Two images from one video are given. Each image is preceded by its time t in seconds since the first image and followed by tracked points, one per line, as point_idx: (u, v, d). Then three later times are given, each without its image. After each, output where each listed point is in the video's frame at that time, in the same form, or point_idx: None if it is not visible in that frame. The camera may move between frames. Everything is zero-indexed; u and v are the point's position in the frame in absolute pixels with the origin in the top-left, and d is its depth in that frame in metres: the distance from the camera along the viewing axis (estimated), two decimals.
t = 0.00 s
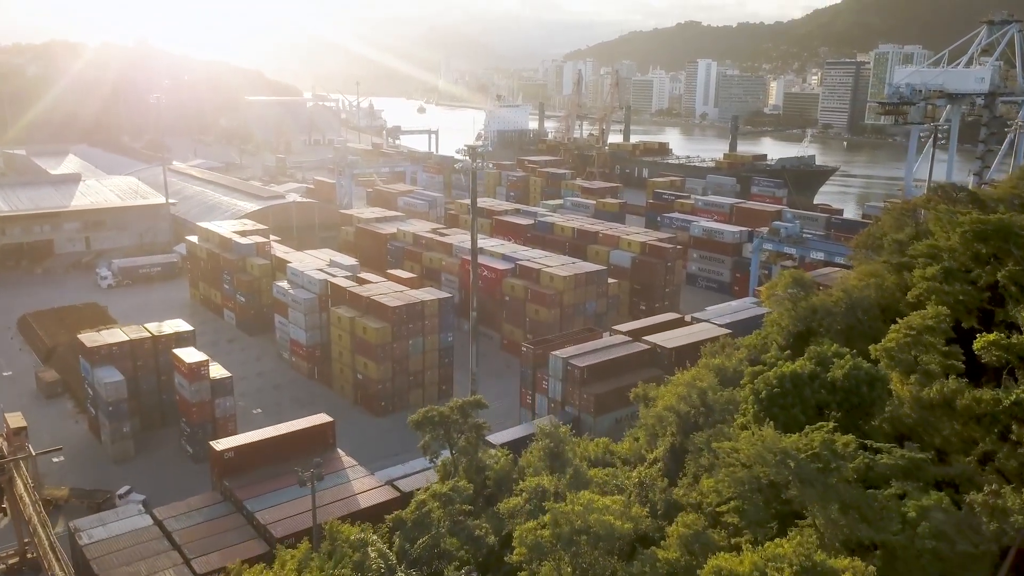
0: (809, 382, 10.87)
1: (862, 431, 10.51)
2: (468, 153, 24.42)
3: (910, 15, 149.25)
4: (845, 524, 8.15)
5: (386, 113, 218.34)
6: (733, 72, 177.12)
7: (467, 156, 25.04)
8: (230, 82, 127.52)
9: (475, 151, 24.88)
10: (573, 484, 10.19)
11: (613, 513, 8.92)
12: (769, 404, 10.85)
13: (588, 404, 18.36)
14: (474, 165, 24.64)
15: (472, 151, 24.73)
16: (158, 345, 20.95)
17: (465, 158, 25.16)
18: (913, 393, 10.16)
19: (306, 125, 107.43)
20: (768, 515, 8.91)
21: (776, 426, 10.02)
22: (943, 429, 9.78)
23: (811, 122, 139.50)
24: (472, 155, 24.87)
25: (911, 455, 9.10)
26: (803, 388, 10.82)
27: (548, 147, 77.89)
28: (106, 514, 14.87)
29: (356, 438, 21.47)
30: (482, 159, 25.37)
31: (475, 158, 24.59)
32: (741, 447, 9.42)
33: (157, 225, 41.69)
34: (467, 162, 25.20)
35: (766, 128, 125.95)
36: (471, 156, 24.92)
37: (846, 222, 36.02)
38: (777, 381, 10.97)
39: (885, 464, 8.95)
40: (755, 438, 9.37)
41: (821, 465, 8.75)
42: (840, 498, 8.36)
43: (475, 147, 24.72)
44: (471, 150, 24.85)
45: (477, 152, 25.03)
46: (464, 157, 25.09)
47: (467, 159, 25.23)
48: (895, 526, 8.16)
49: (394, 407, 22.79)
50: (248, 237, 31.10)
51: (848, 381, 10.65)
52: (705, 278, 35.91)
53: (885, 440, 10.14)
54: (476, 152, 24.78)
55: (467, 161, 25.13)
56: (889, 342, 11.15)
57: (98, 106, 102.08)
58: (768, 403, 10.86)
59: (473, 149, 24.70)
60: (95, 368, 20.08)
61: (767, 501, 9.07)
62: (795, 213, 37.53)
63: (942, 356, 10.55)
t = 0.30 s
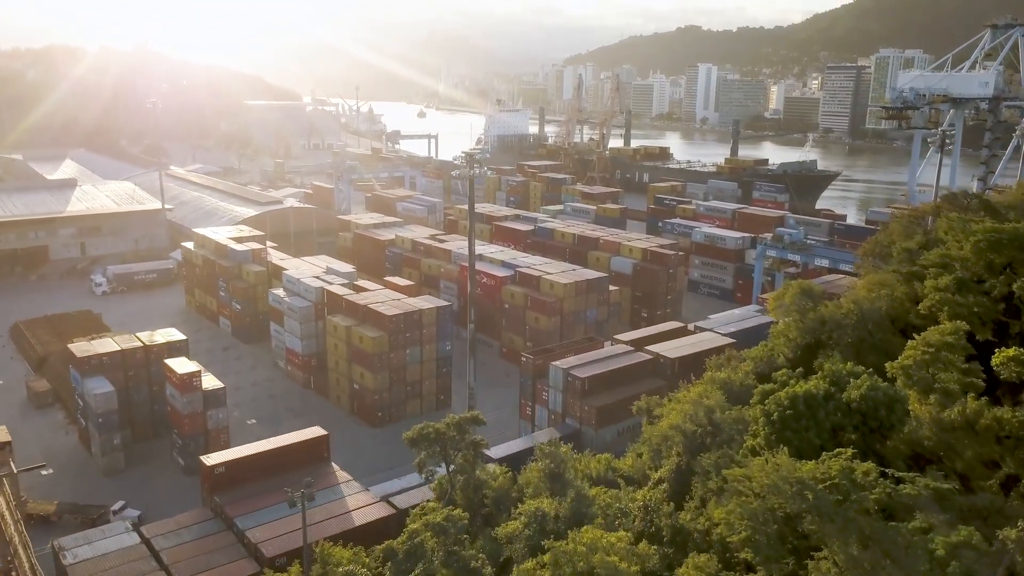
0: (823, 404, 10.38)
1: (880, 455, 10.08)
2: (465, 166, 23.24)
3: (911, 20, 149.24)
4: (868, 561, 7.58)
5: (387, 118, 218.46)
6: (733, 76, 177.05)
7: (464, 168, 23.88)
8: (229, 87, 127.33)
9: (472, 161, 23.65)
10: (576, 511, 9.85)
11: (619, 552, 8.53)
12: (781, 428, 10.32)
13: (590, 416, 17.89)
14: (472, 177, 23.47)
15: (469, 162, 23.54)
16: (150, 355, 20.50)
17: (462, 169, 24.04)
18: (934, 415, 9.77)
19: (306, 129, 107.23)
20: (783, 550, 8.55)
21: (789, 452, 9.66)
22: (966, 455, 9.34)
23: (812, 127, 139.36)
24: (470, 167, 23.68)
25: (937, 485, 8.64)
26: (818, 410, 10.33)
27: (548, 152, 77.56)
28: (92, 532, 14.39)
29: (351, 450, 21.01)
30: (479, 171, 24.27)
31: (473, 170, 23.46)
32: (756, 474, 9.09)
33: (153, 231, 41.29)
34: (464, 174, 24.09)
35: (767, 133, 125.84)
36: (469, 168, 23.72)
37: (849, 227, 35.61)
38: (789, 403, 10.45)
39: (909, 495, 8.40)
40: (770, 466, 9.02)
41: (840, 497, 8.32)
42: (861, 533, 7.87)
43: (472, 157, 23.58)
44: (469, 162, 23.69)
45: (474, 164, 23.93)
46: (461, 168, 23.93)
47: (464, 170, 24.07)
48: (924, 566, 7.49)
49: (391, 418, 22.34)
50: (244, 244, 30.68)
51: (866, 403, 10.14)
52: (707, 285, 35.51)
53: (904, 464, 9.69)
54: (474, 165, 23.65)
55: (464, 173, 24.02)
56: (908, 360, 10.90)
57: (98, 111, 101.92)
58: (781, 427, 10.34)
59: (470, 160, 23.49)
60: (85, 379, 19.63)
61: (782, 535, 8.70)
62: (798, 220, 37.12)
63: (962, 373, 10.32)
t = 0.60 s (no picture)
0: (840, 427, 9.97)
1: (899, 481, 9.67)
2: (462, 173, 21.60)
3: (911, 24, 149.13)
4: None
5: (387, 122, 218.41)
6: (733, 80, 176.99)
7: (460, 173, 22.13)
8: (229, 91, 127.07)
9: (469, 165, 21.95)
10: (577, 536, 9.41)
11: None
12: (795, 452, 9.82)
13: (591, 428, 17.42)
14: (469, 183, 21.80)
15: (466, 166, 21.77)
16: (141, 365, 20.06)
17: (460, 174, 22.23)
18: (956, 439, 9.36)
19: (306, 133, 106.91)
20: None
21: (804, 480, 9.25)
22: (990, 481, 8.95)
23: (813, 131, 139.16)
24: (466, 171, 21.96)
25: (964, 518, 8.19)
26: (834, 434, 10.02)
27: (548, 156, 77.20)
28: (76, 552, 13.94)
29: (346, 462, 20.49)
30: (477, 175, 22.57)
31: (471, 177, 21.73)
32: (771, 506, 8.64)
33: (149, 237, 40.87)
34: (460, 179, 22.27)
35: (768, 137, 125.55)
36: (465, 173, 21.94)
37: (853, 233, 35.24)
38: (804, 426, 10.05)
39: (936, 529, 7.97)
40: (785, 498, 8.58)
41: (862, 532, 7.87)
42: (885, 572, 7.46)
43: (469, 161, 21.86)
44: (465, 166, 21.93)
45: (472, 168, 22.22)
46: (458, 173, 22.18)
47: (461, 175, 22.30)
48: None
49: (388, 429, 21.89)
50: (240, 250, 30.25)
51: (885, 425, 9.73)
52: (709, 291, 35.09)
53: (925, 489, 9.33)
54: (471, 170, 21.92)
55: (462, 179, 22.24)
56: (930, 380, 10.50)
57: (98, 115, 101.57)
58: (794, 451, 9.85)
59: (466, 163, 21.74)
60: (74, 390, 19.18)
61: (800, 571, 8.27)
62: (801, 225, 36.73)
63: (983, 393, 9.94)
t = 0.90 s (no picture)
0: (858, 452, 9.45)
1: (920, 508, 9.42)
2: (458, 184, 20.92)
3: (912, 29, 148.96)
4: None
5: (387, 127, 218.31)
6: (734, 85, 176.85)
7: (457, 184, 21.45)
8: (228, 95, 126.76)
9: (466, 176, 21.29)
10: (579, 563, 9.01)
11: None
12: (810, 479, 9.26)
13: (592, 442, 16.95)
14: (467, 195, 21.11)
15: (463, 177, 21.10)
16: (131, 376, 19.60)
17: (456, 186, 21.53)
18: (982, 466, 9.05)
19: (305, 138, 106.59)
20: None
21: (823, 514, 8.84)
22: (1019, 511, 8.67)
23: (814, 135, 138.92)
24: (463, 182, 21.27)
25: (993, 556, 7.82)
26: (853, 460, 9.37)
27: (548, 161, 76.79)
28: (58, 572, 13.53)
29: (341, 474, 19.98)
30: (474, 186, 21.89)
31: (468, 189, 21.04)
32: (787, 540, 8.22)
33: (145, 242, 40.42)
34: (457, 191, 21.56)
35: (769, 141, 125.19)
36: (462, 184, 21.25)
37: (857, 238, 34.82)
38: (821, 452, 9.45)
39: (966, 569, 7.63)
40: (803, 534, 8.16)
41: None
42: None
43: (466, 171, 21.21)
44: (462, 177, 21.26)
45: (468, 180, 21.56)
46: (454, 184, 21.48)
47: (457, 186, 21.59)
48: None
49: (384, 440, 21.43)
50: (235, 257, 29.81)
51: (907, 449, 9.33)
52: (711, 297, 34.64)
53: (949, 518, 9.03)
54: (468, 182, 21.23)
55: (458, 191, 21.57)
56: (952, 401, 10.10)
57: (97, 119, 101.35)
58: (810, 478, 9.28)
59: (463, 174, 21.08)
60: (62, 402, 18.71)
61: None
62: (804, 231, 36.30)
63: (1007, 416, 9.59)
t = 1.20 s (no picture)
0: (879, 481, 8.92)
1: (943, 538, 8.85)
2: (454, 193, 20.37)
3: (912, 33, 148.75)
4: None
5: (387, 131, 218.03)
6: (734, 89, 176.64)
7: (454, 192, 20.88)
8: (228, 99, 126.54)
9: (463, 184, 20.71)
10: None
11: None
12: (828, 510, 8.85)
13: (593, 456, 16.48)
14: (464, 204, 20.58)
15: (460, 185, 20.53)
16: (121, 387, 19.14)
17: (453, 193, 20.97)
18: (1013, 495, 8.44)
19: (305, 142, 106.28)
20: None
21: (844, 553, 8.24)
22: None
23: (814, 140, 138.64)
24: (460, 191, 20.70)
25: None
26: (876, 488, 8.89)
27: (548, 165, 76.39)
28: None
29: (336, 487, 19.48)
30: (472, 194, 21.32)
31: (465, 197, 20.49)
32: None
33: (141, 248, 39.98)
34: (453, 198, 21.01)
35: (769, 146, 124.86)
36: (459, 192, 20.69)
37: (860, 245, 34.39)
38: (840, 482, 9.03)
39: None
40: None
41: None
42: None
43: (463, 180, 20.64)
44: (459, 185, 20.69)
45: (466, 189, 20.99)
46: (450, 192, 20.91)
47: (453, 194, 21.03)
48: None
49: (380, 452, 20.94)
50: (230, 264, 29.35)
51: (938, 477, 8.61)
52: (714, 304, 34.22)
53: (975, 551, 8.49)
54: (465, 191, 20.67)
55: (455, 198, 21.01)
56: (975, 423, 9.53)
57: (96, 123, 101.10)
58: (828, 510, 8.85)
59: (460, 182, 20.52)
60: (50, 414, 18.23)
61: None
62: (806, 237, 35.88)
63: None
